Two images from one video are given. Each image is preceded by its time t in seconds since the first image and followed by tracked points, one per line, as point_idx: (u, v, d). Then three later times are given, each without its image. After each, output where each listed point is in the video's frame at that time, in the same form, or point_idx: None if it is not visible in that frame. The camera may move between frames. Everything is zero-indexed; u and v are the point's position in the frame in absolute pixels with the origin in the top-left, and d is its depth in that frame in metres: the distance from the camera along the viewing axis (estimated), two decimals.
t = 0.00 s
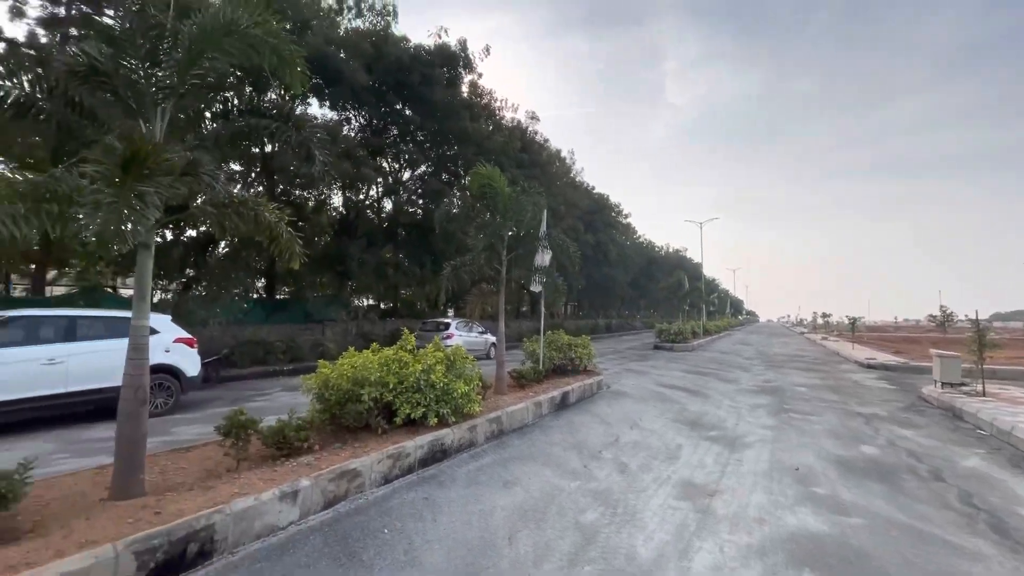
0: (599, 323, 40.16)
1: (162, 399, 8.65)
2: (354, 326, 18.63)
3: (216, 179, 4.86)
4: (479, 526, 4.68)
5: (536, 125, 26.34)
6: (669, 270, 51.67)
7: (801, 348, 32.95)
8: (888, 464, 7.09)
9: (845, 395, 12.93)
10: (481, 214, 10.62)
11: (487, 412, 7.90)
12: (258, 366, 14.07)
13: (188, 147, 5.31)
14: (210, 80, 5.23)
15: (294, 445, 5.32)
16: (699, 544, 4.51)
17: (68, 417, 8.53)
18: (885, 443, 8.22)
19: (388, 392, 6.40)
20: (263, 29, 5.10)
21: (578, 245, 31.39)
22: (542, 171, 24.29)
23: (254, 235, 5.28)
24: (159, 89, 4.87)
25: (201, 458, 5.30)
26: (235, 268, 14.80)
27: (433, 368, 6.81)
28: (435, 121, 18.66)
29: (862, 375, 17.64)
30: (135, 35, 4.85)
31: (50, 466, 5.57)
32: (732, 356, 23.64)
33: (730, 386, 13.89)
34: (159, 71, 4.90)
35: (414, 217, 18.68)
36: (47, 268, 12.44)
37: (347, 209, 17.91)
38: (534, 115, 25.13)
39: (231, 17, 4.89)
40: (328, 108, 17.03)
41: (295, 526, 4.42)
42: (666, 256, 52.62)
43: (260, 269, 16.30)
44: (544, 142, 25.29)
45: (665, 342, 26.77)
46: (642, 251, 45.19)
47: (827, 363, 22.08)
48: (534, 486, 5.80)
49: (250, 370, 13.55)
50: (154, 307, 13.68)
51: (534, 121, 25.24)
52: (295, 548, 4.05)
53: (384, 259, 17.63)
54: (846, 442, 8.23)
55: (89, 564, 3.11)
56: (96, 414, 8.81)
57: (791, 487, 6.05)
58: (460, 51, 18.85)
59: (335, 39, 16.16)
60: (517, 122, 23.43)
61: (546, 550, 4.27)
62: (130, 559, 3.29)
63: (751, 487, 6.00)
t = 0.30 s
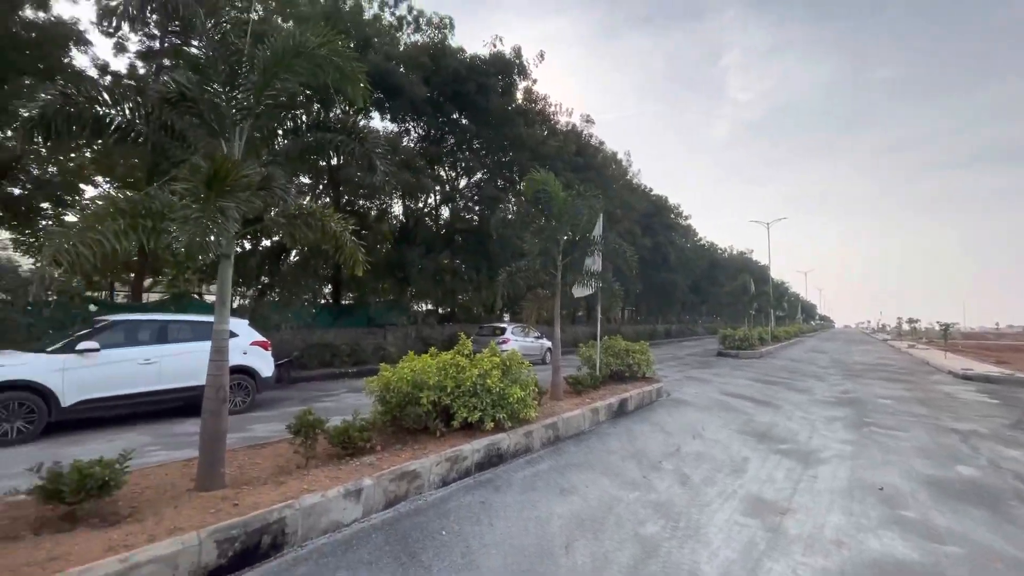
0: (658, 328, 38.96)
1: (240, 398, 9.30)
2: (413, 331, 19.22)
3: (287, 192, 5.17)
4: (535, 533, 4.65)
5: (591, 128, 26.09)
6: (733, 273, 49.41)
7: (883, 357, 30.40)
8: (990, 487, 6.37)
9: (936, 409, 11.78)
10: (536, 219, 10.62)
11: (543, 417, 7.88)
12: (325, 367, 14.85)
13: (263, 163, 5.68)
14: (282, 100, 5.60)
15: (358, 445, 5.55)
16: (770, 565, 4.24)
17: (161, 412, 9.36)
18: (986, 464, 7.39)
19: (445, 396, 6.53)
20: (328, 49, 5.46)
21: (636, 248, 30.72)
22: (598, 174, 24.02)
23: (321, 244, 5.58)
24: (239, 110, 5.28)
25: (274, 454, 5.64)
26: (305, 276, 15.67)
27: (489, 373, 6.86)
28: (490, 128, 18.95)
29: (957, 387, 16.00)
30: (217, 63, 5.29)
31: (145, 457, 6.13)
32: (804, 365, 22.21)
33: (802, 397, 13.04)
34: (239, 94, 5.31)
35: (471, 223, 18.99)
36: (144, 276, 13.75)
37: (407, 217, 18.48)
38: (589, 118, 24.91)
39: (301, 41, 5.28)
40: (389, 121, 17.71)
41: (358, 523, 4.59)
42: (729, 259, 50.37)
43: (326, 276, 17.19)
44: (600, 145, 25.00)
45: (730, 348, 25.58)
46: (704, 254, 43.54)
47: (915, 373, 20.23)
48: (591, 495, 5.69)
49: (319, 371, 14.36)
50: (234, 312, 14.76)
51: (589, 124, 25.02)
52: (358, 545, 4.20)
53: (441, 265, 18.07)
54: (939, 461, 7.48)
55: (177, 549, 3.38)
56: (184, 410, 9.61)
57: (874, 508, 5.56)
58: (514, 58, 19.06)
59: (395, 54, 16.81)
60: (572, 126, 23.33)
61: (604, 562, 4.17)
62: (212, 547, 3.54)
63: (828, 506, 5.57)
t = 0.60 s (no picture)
0: (724, 334, 37.18)
1: (310, 398, 9.84)
2: (472, 335, 19.56)
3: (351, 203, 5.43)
4: (591, 543, 4.57)
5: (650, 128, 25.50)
6: (807, 276, 46.34)
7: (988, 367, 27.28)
8: None
9: None
10: (593, 223, 10.43)
11: (600, 424, 7.74)
12: (388, 370, 15.50)
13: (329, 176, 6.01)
14: (346, 116, 5.91)
15: (417, 446, 5.71)
16: None
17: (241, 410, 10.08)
18: None
19: (501, 401, 6.57)
20: (387, 65, 5.78)
21: (699, 251, 29.59)
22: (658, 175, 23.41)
23: (382, 252, 5.80)
24: (308, 127, 5.63)
25: (339, 453, 5.91)
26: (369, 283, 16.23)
27: (545, 379, 6.83)
28: (546, 133, 19.02)
29: None
30: (288, 84, 5.67)
31: (226, 451, 6.62)
32: (891, 375, 20.37)
33: (888, 410, 11.95)
34: (308, 113, 5.67)
35: (528, 228, 19.13)
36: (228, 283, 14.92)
37: (466, 223, 18.46)
38: (648, 118, 24.37)
39: (362, 59, 5.63)
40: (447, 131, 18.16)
41: (416, 523, 4.71)
42: (803, 261, 47.32)
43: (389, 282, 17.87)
44: (659, 145, 24.36)
45: (804, 356, 23.96)
46: (774, 255, 41.21)
47: None
48: (650, 507, 5.51)
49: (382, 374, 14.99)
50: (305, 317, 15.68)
51: (648, 124, 24.48)
52: (416, 545, 4.32)
53: (499, 271, 18.28)
54: None
55: (250, 538, 3.63)
56: (261, 408, 10.31)
57: (975, 536, 4.98)
58: (570, 62, 19.05)
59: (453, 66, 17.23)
60: (630, 128, 22.92)
61: None
62: (281, 538, 3.77)
63: (918, 532, 5.06)
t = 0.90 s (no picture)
0: (798, 341, 34.86)
1: (375, 399, 10.28)
2: (530, 340, 19.62)
3: (410, 212, 5.65)
4: (651, 555, 4.45)
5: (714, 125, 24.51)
6: (895, 277, 42.53)
7: None
8: None
9: None
10: (653, 226, 10.14)
11: (661, 433, 7.51)
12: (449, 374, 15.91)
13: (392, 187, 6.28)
14: (407, 128, 6.19)
15: (474, 449, 5.82)
16: None
17: (312, 409, 10.72)
18: None
19: (558, 406, 6.55)
20: (444, 79, 6.02)
21: (769, 252, 28.00)
22: (722, 174, 22.47)
23: (440, 259, 5.98)
24: (371, 141, 5.96)
25: (401, 453, 6.14)
26: (431, 288, 16.50)
27: (602, 385, 6.73)
28: (604, 136, 18.82)
29: None
30: (353, 101, 5.99)
31: (299, 448, 7.06)
32: (998, 387, 18.21)
33: (994, 426, 10.71)
34: (371, 128, 5.98)
35: (586, 232, 19.03)
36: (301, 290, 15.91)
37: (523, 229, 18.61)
38: (711, 115, 23.46)
39: (421, 75, 5.90)
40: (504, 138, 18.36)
41: (474, 525, 4.80)
42: (889, 261, 43.50)
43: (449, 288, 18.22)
44: (724, 142, 23.35)
45: (892, 365, 21.97)
46: (855, 256, 38.20)
47: None
48: (715, 521, 5.28)
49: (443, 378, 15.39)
50: (371, 322, 16.40)
51: (711, 121, 23.55)
52: (474, 546, 4.40)
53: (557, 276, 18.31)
54: None
55: (320, 530, 3.85)
56: (330, 408, 10.90)
57: None
58: (628, 62, 18.75)
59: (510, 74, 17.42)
60: (692, 125, 22.16)
61: None
62: (347, 531, 3.97)
63: None
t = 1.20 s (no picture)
0: (884, 346, 32.08)
1: (437, 401, 10.58)
2: (589, 344, 19.42)
3: (469, 219, 5.80)
4: (717, 569, 4.28)
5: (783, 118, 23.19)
6: (1000, 277, 38.16)
7: None
8: None
9: None
10: (718, 226, 9.74)
11: (729, 442, 7.19)
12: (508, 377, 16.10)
13: (453, 195, 6.48)
14: (467, 137, 6.38)
15: (534, 452, 5.85)
16: None
17: (379, 409, 11.21)
18: None
19: (618, 411, 6.45)
20: (502, 87, 6.19)
21: (849, 251, 26.03)
22: (794, 169, 21.20)
23: (499, 264, 6.10)
24: (432, 152, 6.20)
25: (462, 454, 6.28)
26: (489, 292, 16.89)
27: (665, 391, 6.56)
28: (664, 135, 18.34)
29: None
30: (415, 114, 6.24)
31: (367, 446, 7.41)
32: None
33: None
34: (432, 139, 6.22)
35: (646, 234, 18.60)
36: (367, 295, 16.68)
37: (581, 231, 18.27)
38: (781, 108, 22.22)
39: (480, 85, 6.09)
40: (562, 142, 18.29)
41: (534, 527, 4.84)
42: (993, 258, 39.09)
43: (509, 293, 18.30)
44: (796, 135, 22.02)
45: (998, 375, 19.70)
46: (951, 253, 34.68)
47: None
48: (788, 537, 4.99)
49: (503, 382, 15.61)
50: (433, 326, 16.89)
51: (781, 114, 22.29)
52: (533, 548, 4.43)
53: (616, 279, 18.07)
54: None
55: (387, 524, 4.03)
56: (396, 409, 11.35)
57: None
58: (689, 58, 18.18)
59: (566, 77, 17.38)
60: (760, 119, 21.09)
61: None
62: (412, 528, 4.13)
63: None
